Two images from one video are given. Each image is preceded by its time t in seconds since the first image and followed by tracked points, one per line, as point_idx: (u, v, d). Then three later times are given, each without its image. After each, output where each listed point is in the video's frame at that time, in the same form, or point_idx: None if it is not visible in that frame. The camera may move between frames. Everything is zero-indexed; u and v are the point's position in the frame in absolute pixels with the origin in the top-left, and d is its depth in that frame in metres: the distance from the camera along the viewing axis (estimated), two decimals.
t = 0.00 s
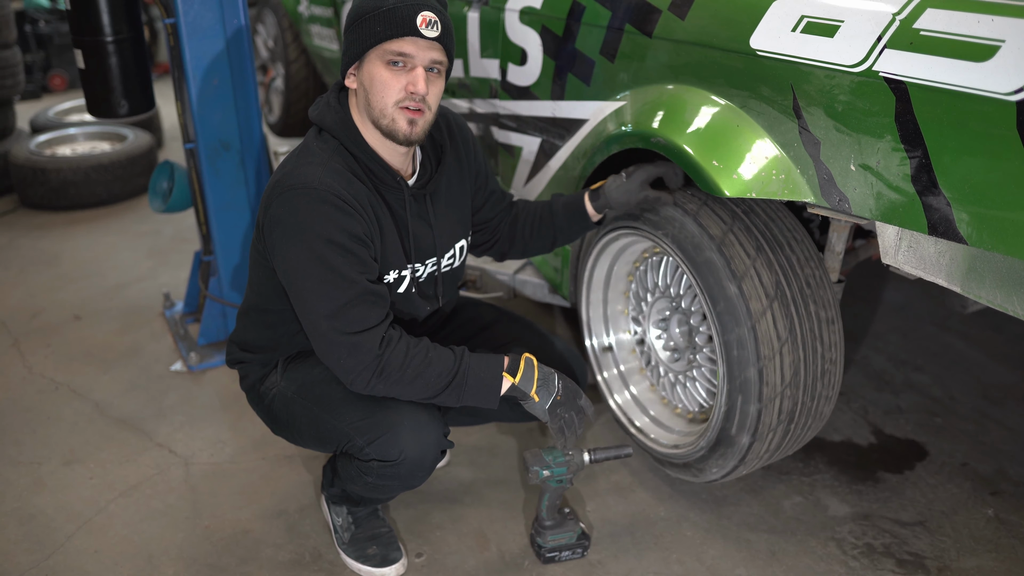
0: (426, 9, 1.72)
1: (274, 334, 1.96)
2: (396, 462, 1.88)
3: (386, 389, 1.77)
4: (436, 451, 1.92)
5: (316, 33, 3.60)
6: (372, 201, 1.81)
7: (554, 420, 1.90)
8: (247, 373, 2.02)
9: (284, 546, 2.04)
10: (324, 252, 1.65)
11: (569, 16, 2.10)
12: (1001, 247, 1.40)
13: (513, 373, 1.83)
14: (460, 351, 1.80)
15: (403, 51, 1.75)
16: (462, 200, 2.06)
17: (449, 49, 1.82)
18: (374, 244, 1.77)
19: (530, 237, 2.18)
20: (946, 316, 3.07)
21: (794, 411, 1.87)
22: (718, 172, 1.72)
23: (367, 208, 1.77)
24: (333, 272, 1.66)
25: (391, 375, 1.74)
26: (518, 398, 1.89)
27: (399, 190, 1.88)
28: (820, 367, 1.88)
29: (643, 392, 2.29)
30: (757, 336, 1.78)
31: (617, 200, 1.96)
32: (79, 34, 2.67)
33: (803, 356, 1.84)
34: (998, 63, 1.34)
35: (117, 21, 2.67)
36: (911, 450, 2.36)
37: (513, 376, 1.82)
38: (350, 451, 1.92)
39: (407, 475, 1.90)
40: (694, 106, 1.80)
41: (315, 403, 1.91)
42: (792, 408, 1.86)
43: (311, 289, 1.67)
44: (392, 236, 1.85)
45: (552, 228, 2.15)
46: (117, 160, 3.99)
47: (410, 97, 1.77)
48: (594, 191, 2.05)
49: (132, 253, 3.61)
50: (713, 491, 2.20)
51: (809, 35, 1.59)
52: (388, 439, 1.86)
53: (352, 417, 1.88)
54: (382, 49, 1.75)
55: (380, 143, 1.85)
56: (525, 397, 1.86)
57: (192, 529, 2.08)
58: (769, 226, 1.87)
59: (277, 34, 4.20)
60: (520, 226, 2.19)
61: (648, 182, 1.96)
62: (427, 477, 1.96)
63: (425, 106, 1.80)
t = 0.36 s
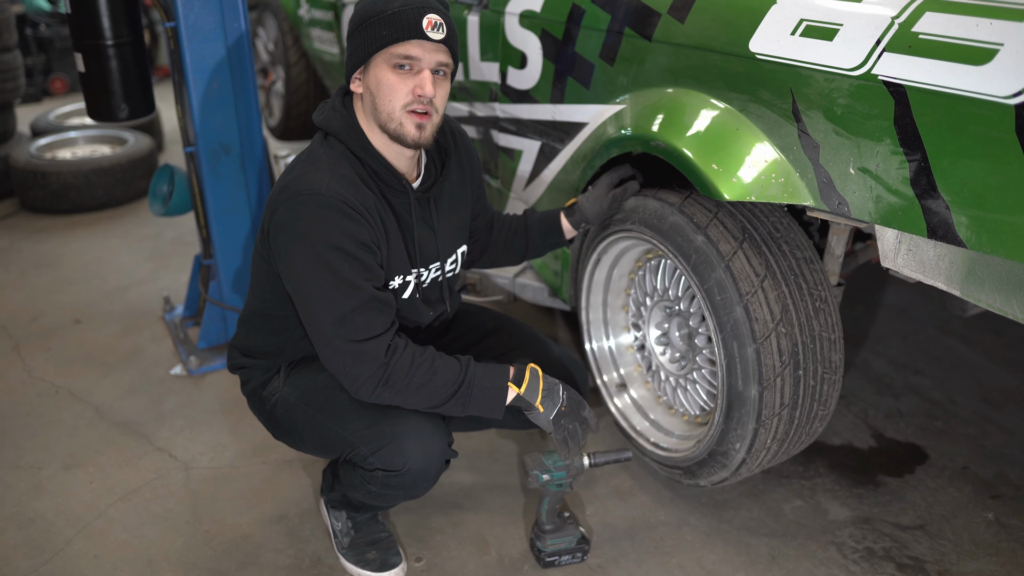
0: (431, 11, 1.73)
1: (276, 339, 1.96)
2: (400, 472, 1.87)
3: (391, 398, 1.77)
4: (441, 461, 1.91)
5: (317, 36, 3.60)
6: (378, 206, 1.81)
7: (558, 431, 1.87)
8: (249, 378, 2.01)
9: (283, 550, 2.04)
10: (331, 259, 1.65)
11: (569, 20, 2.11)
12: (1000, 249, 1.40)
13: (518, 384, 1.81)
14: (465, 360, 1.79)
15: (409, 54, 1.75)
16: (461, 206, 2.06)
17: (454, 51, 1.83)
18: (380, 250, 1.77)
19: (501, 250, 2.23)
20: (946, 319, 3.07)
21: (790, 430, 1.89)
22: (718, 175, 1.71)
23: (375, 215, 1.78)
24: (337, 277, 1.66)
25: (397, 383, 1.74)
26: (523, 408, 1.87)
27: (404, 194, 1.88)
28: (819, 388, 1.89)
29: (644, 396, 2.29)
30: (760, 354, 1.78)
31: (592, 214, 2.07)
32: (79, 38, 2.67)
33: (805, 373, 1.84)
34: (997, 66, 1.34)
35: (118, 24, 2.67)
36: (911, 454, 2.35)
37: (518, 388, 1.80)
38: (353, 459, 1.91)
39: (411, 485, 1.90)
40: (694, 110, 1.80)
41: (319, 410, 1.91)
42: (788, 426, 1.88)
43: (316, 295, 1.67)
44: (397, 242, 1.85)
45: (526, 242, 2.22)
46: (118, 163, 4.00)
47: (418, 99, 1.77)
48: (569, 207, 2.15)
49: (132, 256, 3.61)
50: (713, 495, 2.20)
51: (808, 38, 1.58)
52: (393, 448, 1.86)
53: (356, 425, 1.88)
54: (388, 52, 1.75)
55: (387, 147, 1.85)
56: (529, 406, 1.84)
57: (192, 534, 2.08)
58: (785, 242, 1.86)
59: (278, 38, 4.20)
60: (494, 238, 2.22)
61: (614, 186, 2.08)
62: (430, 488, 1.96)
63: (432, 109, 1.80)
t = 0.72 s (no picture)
0: (423, 14, 1.73)
1: (281, 346, 1.96)
2: (402, 481, 1.87)
3: (395, 407, 1.77)
4: (444, 471, 1.91)
5: (317, 44, 3.61)
6: (379, 214, 1.81)
7: (562, 441, 1.87)
8: (255, 383, 2.01)
9: (283, 557, 2.03)
10: (333, 269, 1.66)
11: (569, 27, 2.12)
12: (999, 257, 1.40)
13: (522, 394, 1.81)
14: (470, 369, 1.80)
15: (404, 58, 1.76)
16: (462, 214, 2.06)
17: (449, 53, 1.83)
18: (382, 259, 1.78)
19: (506, 256, 2.24)
20: (946, 326, 3.07)
21: (790, 437, 1.88)
22: (718, 182, 1.72)
23: (376, 223, 1.78)
24: (340, 286, 1.66)
25: (401, 393, 1.74)
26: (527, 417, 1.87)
27: (406, 200, 1.88)
28: (819, 396, 1.89)
29: (643, 403, 2.29)
30: (761, 360, 1.78)
31: (597, 222, 2.06)
32: (81, 45, 2.68)
33: (804, 379, 1.84)
34: (996, 74, 1.34)
35: (119, 32, 2.68)
36: (912, 461, 2.35)
37: (521, 397, 1.80)
38: (356, 466, 1.92)
39: (412, 495, 1.90)
40: (693, 117, 1.80)
41: (323, 416, 1.91)
42: (788, 434, 1.88)
43: (318, 304, 1.67)
44: (399, 250, 1.86)
45: (531, 248, 2.22)
46: (118, 170, 4.00)
47: (414, 104, 1.78)
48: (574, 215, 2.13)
49: (133, 263, 3.61)
50: (713, 502, 2.20)
51: (807, 46, 1.59)
52: (397, 457, 1.86)
53: (359, 433, 1.88)
54: (382, 58, 1.76)
55: (387, 154, 1.85)
56: (533, 415, 1.84)
57: (192, 541, 2.08)
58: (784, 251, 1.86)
59: (279, 45, 4.22)
60: (498, 245, 2.23)
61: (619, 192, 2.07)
62: (432, 497, 1.96)
63: (430, 112, 1.81)
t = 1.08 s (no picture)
0: (402, 22, 1.76)
1: (275, 350, 1.97)
2: (405, 472, 1.89)
3: (396, 401, 1.78)
4: (445, 463, 1.93)
5: (312, 51, 3.64)
6: (366, 217, 1.84)
7: (561, 433, 1.89)
8: (248, 389, 2.03)
9: (284, 558, 2.05)
10: (327, 270, 1.68)
11: (561, 31, 2.14)
12: (985, 251, 1.42)
13: (523, 386, 1.84)
14: (470, 363, 1.82)
15: (386, 66, 1.78)
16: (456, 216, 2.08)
17: (429, 59, 1.86)
18: (371, 258, 1.80)
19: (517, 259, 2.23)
20: (939, 322, 3.09)
21: (784, 429, 1.89)
22: (709, 181, 1.74)
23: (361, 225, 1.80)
24: (337, 288, 1.68)
25: (402, 388, 1.76)
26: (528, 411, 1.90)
27: (390, 208, 1.90)
28: (812, 388, 1.90)
29: (638, 401, 2.30)
30: (752, 353, 1.80)
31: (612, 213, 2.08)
32: (78, 55, 2.70)
33: (797, 382, 1.86)
34: (979, 70, 1.37)
35: (116, 41, 2.70)
36: (906, 456, 2.37)
37: (522, 390, 1.84)
38: (357, 462, 1.93)
39: (416, 485, 1.91)
40: (684, 118, 1.83)
41: (323, 415, 1.93)
42: (782, 426, 1.89)
43: (313, 307, 1.69)
44: (387, 252, 1.88)
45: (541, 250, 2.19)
46: (116, 178, 4.02)
47: (398, 110, 1.80)
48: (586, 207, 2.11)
49: (131, 270, 3.63)
50: (709, 499, 2.21)
51: (794, 46, 1.62)
52: (399, 449, 1.87)
53: (360, 428, 1.90)
54: (364, 66, 1.78)
55: (371, 160, 1.87)
56: (532, 408, 1.87)
57: (193, 544, 2.09)
58: (772, 247, 1.89)
59: (274, 53, 4.25)
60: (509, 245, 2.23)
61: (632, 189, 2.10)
62: (434, 489, 1.98)
63: (413, 118, 1.82)
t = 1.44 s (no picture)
0: (424, 34, 1.77)
1: (278, 355, 1.98)
2: (412, 475, 1.89)
3: (387, 414, 1.76)
4: (450, 465, 1.94)
5: (312, 56, 3.65)
6: (369, 226, 1.84)
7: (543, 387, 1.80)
8: (250, 393, 2.03)
9: (285, 563, 2.05)
10: (323, 281, 1.68)
11: (561, 36, 2.15)
12: (985, 255, 1.42)
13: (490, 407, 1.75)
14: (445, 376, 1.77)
15: (404, 76, 1.79)
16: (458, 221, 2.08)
17: (445, 73, 1.87)
18: (371, 270, 1.79)
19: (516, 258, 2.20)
20: (938, 327, 3.10)
21: (785, 428, 1.90)
22: (709, 186, 1.74)
23: (364, 235, 1.80)
24: (332, 298, 1.68)
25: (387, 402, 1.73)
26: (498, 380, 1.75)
27: (397, 215, 1.91)
28: (813, 386, 1.90)
29: (638, 405, 2.31)
30: (751, 350, 1.81)
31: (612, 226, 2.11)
32: (79, 60, 2.71)
33: (797, 380, 1.86)
34: (979, 76, 1.37)
35: (117, 46, 2.71)
36: (906, 460, 2.37)
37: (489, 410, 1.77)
38: (363, 464, 1.92)
39: (422, 488, 1.92)
40: (685, 123, 1.83)
41: (328, 419, 1.93)
42: (784, 424, 1.89)
43: (310, 316, 1.70)
44: (391, 259, 1.88)
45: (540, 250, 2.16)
46: (116, 184, 4.03)
47: (412, 120, 1.80)
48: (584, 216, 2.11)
49: (132, 276, 3.63)
50: (710, 503, 2.21)
51: (795, 51, 1.63)
52: (406, 452, 1.88)
53: (367, 432, 1.90)
54: (382, 74, 1.78)
55: (379, 167, 1.88)
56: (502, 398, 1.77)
57: (193, 548, 2.09)
58: (769, 246, 1.89)
59: (274, 58, 4.26)
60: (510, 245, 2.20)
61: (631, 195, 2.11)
62: (440, 491, 1.98)
63: (426, 129, 1.84)
